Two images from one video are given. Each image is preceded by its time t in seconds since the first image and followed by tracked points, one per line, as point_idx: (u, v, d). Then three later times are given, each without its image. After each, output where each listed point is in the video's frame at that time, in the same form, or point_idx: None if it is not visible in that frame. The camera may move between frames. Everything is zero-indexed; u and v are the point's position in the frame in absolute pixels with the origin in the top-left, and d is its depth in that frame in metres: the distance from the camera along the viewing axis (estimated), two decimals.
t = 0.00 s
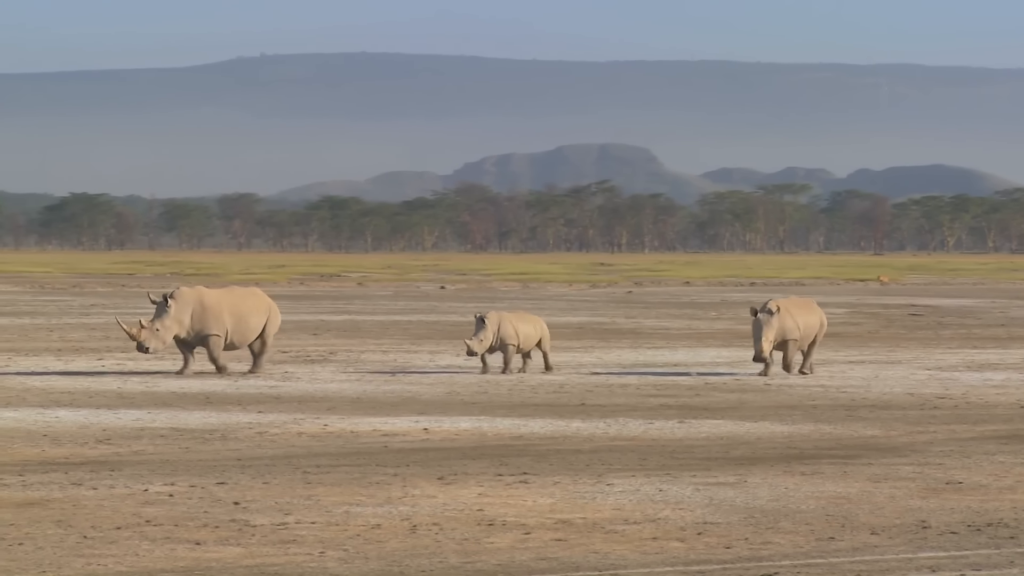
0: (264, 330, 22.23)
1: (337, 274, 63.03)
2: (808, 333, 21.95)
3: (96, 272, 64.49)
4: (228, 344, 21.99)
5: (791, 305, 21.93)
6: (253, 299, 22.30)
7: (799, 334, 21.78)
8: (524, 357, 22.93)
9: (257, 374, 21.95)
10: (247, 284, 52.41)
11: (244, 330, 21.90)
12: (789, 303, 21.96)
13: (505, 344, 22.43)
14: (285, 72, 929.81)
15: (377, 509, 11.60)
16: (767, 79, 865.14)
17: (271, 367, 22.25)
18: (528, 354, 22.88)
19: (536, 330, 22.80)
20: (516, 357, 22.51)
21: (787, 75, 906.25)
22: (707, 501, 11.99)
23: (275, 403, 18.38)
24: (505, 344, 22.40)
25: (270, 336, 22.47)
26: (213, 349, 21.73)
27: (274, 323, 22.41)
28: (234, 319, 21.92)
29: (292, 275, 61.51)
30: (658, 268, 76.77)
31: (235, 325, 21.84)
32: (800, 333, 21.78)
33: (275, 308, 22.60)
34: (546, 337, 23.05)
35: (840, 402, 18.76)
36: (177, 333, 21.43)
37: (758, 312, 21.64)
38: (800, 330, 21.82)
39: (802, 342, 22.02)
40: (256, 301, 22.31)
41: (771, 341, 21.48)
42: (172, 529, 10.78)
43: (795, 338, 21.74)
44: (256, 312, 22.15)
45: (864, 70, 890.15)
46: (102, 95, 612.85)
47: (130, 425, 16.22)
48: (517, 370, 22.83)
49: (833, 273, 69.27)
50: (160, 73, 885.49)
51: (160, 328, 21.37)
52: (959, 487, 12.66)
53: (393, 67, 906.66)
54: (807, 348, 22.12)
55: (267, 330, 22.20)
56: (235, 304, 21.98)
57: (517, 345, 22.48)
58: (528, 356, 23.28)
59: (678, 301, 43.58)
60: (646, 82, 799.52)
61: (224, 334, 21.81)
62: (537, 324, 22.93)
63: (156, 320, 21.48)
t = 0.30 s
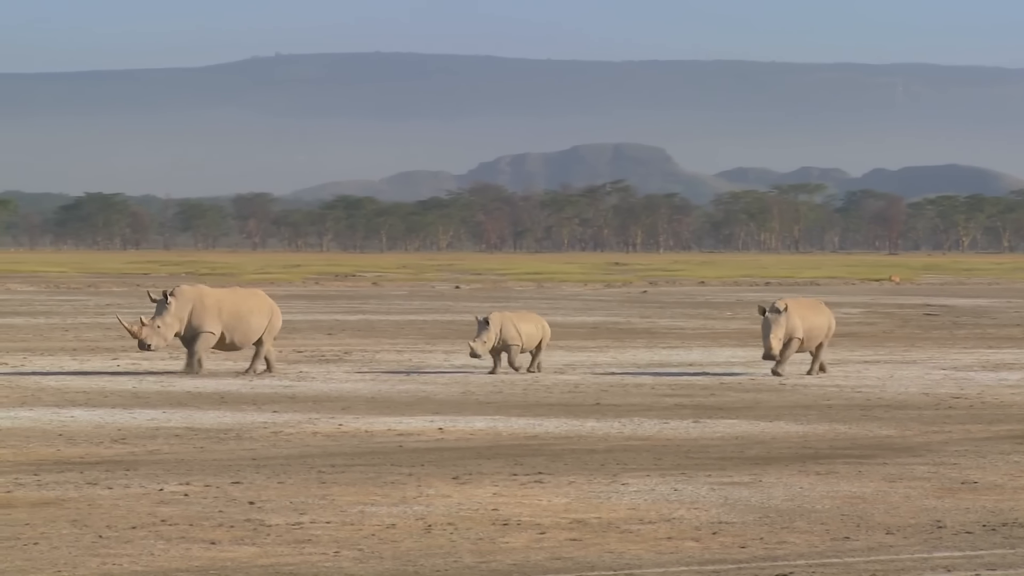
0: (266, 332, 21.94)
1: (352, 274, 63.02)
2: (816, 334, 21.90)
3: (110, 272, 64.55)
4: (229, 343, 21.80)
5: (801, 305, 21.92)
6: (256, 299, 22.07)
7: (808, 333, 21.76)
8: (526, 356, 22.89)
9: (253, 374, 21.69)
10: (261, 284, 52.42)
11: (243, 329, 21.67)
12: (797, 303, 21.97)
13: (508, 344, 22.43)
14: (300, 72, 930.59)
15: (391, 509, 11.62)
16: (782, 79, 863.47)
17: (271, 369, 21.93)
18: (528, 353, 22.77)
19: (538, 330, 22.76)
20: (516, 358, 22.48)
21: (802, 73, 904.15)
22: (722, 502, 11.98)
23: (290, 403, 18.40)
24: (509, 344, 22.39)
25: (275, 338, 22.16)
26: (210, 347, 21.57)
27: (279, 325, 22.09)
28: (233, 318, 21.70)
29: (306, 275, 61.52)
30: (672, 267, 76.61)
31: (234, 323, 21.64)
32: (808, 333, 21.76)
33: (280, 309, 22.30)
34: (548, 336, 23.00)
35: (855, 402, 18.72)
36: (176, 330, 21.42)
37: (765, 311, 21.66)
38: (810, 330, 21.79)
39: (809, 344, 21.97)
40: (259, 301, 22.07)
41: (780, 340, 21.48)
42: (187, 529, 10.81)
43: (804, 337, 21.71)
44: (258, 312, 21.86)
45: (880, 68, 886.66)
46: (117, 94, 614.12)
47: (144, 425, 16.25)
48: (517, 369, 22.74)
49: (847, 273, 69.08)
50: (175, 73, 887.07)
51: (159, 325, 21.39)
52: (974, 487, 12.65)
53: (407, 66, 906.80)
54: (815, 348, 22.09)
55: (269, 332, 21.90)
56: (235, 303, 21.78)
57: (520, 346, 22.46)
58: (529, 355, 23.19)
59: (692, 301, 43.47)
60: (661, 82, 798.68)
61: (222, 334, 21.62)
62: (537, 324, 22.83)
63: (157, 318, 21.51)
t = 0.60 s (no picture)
0: (267, 329, 21.97)
1: (364, 274, 63.06)
2: (822, 334, 21.88)
3: (122, 272, 64.66)
4: (229, 342, 21.78)
5: (806, 305, 21.89)
6: (255, 297, 22.05)
7: (812, 334, 21.67)
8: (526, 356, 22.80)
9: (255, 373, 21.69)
10: (274, 284, 52.47)
11: (243, 328, 21.66)
12: (802, 304, 21.94)
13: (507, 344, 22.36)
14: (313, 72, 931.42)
15: (403, 509, 11.64)
16: (794, 80, 862.95)
17: (273, 368, 21.95)
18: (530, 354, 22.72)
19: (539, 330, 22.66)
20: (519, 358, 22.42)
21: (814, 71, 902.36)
22: (735, 502, 11.99)
23: (301, 402, 18.45)
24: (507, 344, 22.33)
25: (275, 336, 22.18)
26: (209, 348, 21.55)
27: (278, 322, 22.12)
28: (233, 318, 21.69)
29: (318, 275, 61.57)
30: (684, 267, 76.55)
31: (233, 323, 21.62)
32: (812, 334, 21.67)
33: (280, 306, 22.31)
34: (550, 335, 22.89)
35: (867, 402, 18.71)
36: (176, 331, 21.38)
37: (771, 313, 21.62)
38: (816, 330, 21.77)
39: (815, 344, 21.94)
40: (259, 299, 22.07)
41: (787, 340, 21.40)
42: (200, 530, 10.84)
43: (812, 337, 21.69)
44: (257, 310, 21.87)
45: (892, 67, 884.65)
46: (128, 94, 614.96)
47: (157, 425, 16.30)
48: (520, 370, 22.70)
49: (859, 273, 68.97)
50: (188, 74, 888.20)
51: (160, 327, 21.37)
52: (986, 487, 12.63)
53: (419, 66, 907.15)
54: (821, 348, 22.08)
55: (268, 330, 21.93)
56: (234, 303, 21.77)
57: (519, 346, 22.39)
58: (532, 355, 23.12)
59: (704, 301, 43.45)
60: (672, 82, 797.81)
61: (222, 333, 21.59)
62: (540, 324, 22.76)
63: (156, 320, 21.48)
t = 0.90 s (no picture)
0: (267, 330, 22.00)
1: (377, 274, 63.21)
2: (826, 336, 21.81)
3: (137, 272, 64.91)
4: (229, 343, 21.71)
5: (813, 305, 21.81)
6: (254, 298, 22.06)
7: (819, 333, 21.62)
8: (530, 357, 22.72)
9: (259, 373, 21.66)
10: (287, 284, 52.63)
11: (244, 328, 21.66)
12: (810, 303, 21.86)
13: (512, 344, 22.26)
14: (326, 73, 932.37)
15: (417, 509, 11.66)
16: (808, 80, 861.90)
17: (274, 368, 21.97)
18: (532, 354, 22.68)
19: (540, 330, 22.61)
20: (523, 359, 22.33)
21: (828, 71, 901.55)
22: (748, 502, 12.00)
23: (315, 402, 18.49)
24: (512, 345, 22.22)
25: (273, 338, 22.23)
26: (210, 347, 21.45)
27: (276, 323, 22.15)
28: (234, 318, 21.64)
29: (332, 275, 61.74)
30: (697, 267, 76.60)
31: (235, 323, 21.58)
32: (819, 333, 21.63)
33: (276, 308, 22.38)
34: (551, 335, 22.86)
35: (880, 402, 18.73)
36: (177, 330, 21.14)
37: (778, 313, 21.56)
38: (821, 330, 21.69)
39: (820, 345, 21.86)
40: (257, 300, 22.09)
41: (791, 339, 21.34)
42: (213, 529, 10.88)
43: (817, 337, 21.60)
44: (258, 311, 21.91)
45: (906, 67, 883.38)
46: (142, 94, 617.06)
47: (170, 425, 16.35)
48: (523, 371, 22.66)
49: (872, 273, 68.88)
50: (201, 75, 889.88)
51: (162, 326, 21.03)
52: (999, 487, 12.63)
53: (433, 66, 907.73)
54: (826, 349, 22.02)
55: (268, 330, 21.97)
56: (235, 302, 21.72)
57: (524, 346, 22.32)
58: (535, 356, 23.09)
59: (717, 301, 43.48)
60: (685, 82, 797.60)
61: (224, 333, 21.52)
62: (542, 324, 22.76)
63: (157, 319, 21.15)
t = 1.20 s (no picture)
0: (263, 331, 22.03)
1: (390, 274, 63.17)
2: (830, 336, 21.72)
3: (150, 271, 64.97)
4: (226, 344, 21.77)
5: (816, 307, 21.71)
6: (251, 299, 22.10)
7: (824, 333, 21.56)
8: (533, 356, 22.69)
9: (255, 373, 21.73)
10: (300, 284, 52.61)
11: (242, 329, 21.71)
12: (813, 305, 21.75)
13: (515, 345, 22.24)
14: (340, 73, 932.75)
15: (430, 509, 11.68)
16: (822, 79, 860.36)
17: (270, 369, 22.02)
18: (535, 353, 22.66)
19: (541, 330, 22.59)
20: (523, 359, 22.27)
21: (842, 69, 898.86)
22: (761, 502, 11.99)
23: (328, 403, 18.49)
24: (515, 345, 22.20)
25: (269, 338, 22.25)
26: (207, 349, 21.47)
27: (273, 324, 22.17)
28: (231, 319, 21.69)
29: (344, 274, 61.75)
30: (710, 267, 76.40)
31: (233, 325, 21.63)
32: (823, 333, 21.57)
33: (273, 308, 22.44)
34: (552, 334, 22.83)
35: (893, 402, 18.68)
36: (175, 333, 21.13)
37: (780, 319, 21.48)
38: (824, 332, 21.59)
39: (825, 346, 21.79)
40: (254, 301, 22.11)
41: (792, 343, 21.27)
42: (227, 529, 10.91)
43: (822, 339, 21.54)
44: (255, 312, 21.96)
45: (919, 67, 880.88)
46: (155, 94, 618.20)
47: (183, 425, 16.38)
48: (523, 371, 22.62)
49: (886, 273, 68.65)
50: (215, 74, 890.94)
51: (159, 327, 21.01)
52: (1013, 487, 12.61)
53: (446, 66, 907.76)
54: (830, 348, 21.96)
55: (264, 331, 21.99)
56: (233, 303, 21.77)
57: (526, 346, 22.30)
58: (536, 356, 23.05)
59: (731, 301, 43.34)
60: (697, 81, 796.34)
61: (222, 335, 21.56)
62: (542, 324, 22.71)
63: (155, 319, 21.12)
